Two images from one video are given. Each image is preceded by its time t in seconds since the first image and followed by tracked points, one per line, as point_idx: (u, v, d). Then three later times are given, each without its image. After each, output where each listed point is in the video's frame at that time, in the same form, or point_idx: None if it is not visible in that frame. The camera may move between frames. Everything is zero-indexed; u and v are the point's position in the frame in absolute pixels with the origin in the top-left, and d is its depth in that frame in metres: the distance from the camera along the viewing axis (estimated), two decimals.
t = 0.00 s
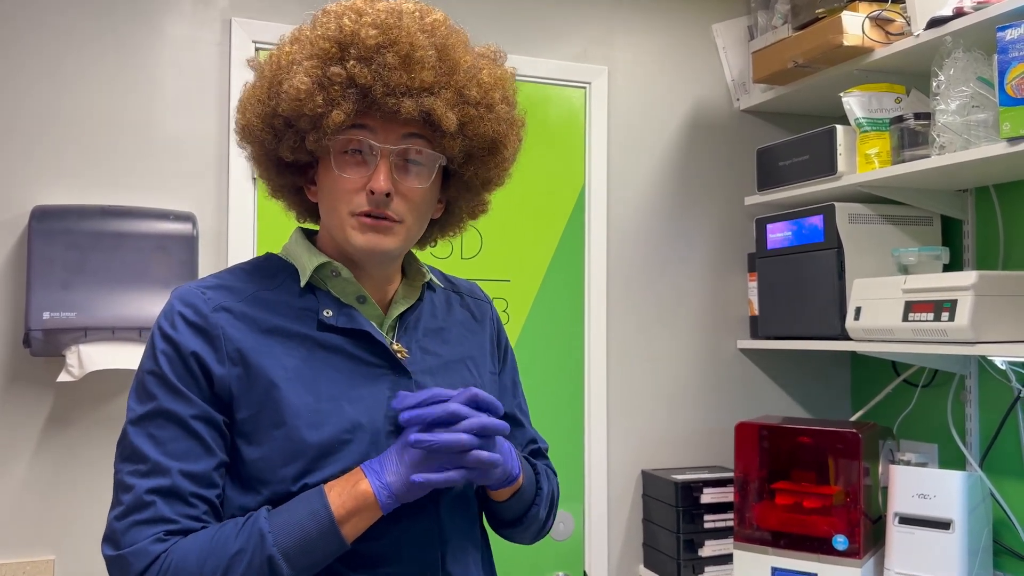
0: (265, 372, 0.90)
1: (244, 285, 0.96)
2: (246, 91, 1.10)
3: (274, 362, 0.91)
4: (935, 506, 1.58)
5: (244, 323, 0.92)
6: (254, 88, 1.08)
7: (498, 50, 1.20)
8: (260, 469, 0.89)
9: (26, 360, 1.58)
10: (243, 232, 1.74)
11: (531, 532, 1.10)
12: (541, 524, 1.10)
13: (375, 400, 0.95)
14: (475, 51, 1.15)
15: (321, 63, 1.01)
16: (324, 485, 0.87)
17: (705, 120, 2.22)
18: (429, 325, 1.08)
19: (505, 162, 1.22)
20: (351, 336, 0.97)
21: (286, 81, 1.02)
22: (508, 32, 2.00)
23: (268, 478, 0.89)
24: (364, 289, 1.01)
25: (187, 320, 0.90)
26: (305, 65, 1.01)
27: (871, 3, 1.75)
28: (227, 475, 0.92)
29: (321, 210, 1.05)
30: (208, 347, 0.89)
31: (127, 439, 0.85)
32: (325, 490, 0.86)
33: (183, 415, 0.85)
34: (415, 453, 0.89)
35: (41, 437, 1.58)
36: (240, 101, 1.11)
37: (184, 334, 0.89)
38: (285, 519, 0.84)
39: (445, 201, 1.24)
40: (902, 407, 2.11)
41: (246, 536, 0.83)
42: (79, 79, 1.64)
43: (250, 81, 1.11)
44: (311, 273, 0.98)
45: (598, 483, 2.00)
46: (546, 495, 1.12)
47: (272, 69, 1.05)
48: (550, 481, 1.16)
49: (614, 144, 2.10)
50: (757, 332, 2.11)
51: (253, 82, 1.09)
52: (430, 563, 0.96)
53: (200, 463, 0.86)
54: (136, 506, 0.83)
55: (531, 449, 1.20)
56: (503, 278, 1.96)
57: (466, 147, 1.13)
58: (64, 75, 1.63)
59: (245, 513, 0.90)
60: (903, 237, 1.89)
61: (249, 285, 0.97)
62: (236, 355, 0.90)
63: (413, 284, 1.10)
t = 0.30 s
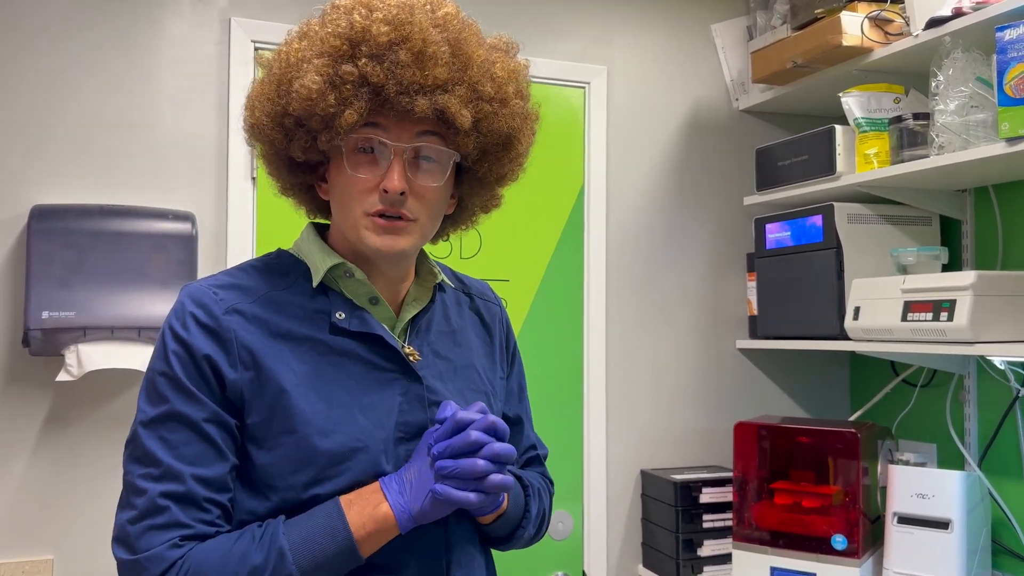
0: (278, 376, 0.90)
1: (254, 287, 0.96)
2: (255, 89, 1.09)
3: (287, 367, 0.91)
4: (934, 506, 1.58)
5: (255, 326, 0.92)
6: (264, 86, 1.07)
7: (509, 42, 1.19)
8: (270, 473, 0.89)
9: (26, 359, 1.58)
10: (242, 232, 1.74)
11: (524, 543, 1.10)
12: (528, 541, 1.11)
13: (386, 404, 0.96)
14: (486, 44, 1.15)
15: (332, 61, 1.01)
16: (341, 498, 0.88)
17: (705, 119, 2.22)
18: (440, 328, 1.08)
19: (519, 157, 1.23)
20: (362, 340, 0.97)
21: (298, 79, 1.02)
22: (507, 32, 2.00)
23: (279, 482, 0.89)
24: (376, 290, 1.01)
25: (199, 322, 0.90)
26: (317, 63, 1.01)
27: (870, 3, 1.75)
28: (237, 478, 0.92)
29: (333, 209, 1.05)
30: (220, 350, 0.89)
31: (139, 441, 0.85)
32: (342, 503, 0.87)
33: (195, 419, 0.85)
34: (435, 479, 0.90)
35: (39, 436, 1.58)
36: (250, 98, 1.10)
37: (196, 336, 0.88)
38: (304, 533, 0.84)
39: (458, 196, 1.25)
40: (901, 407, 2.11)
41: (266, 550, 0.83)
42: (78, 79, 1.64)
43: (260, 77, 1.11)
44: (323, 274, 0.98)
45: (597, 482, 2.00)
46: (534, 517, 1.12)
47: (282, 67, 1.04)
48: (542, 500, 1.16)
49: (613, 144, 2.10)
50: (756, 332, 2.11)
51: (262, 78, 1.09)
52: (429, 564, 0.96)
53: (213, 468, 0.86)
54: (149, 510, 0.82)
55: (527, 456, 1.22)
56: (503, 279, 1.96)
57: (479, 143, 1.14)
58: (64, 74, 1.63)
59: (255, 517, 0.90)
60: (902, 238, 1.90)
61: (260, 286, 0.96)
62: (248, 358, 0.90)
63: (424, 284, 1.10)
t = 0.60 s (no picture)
0: (282, 377, 0.90)
1: (258, 287, 0.96)
2: (259, 89, 1.09)
3: (291, 368, 0.91)
4: (932, 506, 1.58)
5: (260, 326, 0.93)
6: (268, 86, 1.07)
7: (511, 41, 1.19)
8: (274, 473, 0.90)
9: (24, 360, 1.58)
10: (241, 232, 1.74)
11: (519, 534, 1.13)
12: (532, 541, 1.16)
13: (390, 404, 0.96)
14: (490, 43, 1.15)
15: (338, 63, 1.01)
16: (345, 503, 0.88)
17: (703, 120, 2.22)
18: (443, 329, 1.08)
19: (521, 155, 1.24)
20: (366, 340, 0.97)
21: (304, 80, 1.01)
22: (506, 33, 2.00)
23: (283, 483, 0.90)
24: (381, 291, 1.02)
25: (203, 323, 0.90)
26: (323, 65, 1.01)
27: (868, 4, 1.76)
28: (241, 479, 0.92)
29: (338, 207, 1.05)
30: (224, 351, 0.89)
31: (143, 443, 0.84)
32: (346, 509, 0.87)
33: (197, 420, 0.85)
34: (444, 491, 0.90)
35: (37, 436, 1.58)
36: (254, 98, 1.10)
37: (200, 337, 0.88)
38: (307, 538, 0.84)
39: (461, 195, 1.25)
40: (899, 407, 2.11)
41: (269, 555, 0.83)
42: (77, 79, 1.64)
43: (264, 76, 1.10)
44: (328, 274, 0.98)
45: (596, 483, 2.00)
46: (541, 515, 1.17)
47: (287, 68, 1.04)
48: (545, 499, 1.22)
49: (612, 144, 2.10)
50: (754, 332, 2.11)
51: (266, 78, 1.08)
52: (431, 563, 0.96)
53: (217, 469, 0.86)
54: (152, 512, 0.82)
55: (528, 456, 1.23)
56: (502, 279, 1.97)
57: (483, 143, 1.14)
58: (63, 75, 1.63)
59: (259, 518, 0.90)
60: (900, 238, 1.90)
61: (264, 287, 0.97)
62: (252, 358, 0.90)
63: (427, 285, 1.10)
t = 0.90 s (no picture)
0: (282, 378, 0.90)
1: (259, 288, 0.97)
2: (260, 94, 1.09)
3: (290, 370, 0.91)
4: (929, 508, 1.58)
5: (261, 328, 0.93)
6: (269, 92, 1.07)
7: (510, 50, 1.19)
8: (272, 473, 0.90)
9: (23, 362, 1.57)
10: (240, 235, 1.74)
11: (515, 533, 1.13)
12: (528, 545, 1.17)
13: (389, 406, 0.96)
14: (490, 53, 1.15)
15: (340, 74, 1.01)
16: (342, 505, 0.88)
17: (701, 122, 2.22)
18: (441, 333, 1.09)
19: (519, 164, 1.24)
20: (365, 342, 0.98)
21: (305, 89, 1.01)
22: (503, 35, 2.00)
23: (281, 483, 0.89)
24: (380, 293, 1.02)
25: (204, 325, 0.90)
26: (324, 75, 1.01)
27: (866, 7, 1.76)
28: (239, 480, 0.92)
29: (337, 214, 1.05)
30: (224, 352, 0.89)
31: (142, 444, 0.85)
32: (343, 511, 0.87)
33: (196, 421, 0.85)
34: (443, 492, 0.90)
35: (36, 438, 1.58)
36: (255, 103, 1.10)
37: (200, 338, 0.89)
38: (304, 539, 0.84)
39: (458, 202, 1.26)
40: (897, 410, 2.11)
41: (266, 556, 0.83)
42: (75, 81, 1.64)
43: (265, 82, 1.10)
44: (327, 276, 0.98)
45: (594, 485, 2.00)
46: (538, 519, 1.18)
47: (289, 75, 1.04)
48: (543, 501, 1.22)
49: (610, 147, 2.11)
50: (752, 334, 2.12)
51: (267, 84, 1.08)
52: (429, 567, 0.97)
53: (216, 470, 0.86)
54: (151, 512, 0.82)
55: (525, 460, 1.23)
56: (501, 282, 1.97)
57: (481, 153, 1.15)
58: (61, 77, 1.63)
59: (257, 519, 0.90)
60: (898, 241, 1.90)
61: (264, 289, 0.97)
62: (251, 360, 0.90)
63: (425, 289, 1.11)
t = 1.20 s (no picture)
0: (276, 379, 0.90)
1: (254, 290, 0.97)
2: (256, 99, 1.09)
3: (284, 370, 0.91)
4: (928, 511, 1.58)
5: (256, 329, 0.93)
6: (265, 97, 1.07)
7: (503, 53, 1.19)
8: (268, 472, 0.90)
9: (21, 364, 1.57)
10: (239, 237, 1.74)
11: (511, 531, 1.13)
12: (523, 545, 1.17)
13: (384, 406, 0.96)
14: (484, 56, 1.15)
15: (337, 78, 1.01)
16: (334, 505, 0.88)
17: (700, 125, 2.23)
18: (435, 333, 1.09)
19: (513, 167, 1.24)
20: (359, 342, 0.97)
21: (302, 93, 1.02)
22: (502, 37, 2.00)
23: (275, 483, 0.89)
24: (374, 294, 1.02)
25: (199, 326, 0.90)
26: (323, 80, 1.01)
27: (865, 10, 1.76)
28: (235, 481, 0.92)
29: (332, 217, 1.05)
30: (219, 353, 0.89)
31: (138, 444, 0.85)
32: (335, 511, 0.87)
33: (190, 422, 0.85)
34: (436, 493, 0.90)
35: (34, 440, 1.58)
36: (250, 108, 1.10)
37: (196, 340, 0.89)
38: (296, 539, 0.84)
39: (452, 205, 1.25)
40: (895, 412, 2.11)
41: (258, 557, 0.83)
42: (74, 83, 1.64)
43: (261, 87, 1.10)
44: (322, 277, 0.98)
45: (593, 486, 2.00)
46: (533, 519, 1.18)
47: (286, 80, 1.04)
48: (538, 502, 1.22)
49: (609, 149, 2.11)
50: (751, 336, 2.12)
51: (263, 89, 1.08)
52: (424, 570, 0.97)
53: (210, 470, 0.86)
54: (146, 512, 0.82)
55: (521, 461, 1.23)
56: (498, 284, 1.97)
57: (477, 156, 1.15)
58: (59, 81, 1.63)
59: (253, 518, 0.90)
60: (897, 243, 1.90)
61: (259, 290, 0.97)
62: (246, 360, 0.90)
63: (418, 289, 1.10)
